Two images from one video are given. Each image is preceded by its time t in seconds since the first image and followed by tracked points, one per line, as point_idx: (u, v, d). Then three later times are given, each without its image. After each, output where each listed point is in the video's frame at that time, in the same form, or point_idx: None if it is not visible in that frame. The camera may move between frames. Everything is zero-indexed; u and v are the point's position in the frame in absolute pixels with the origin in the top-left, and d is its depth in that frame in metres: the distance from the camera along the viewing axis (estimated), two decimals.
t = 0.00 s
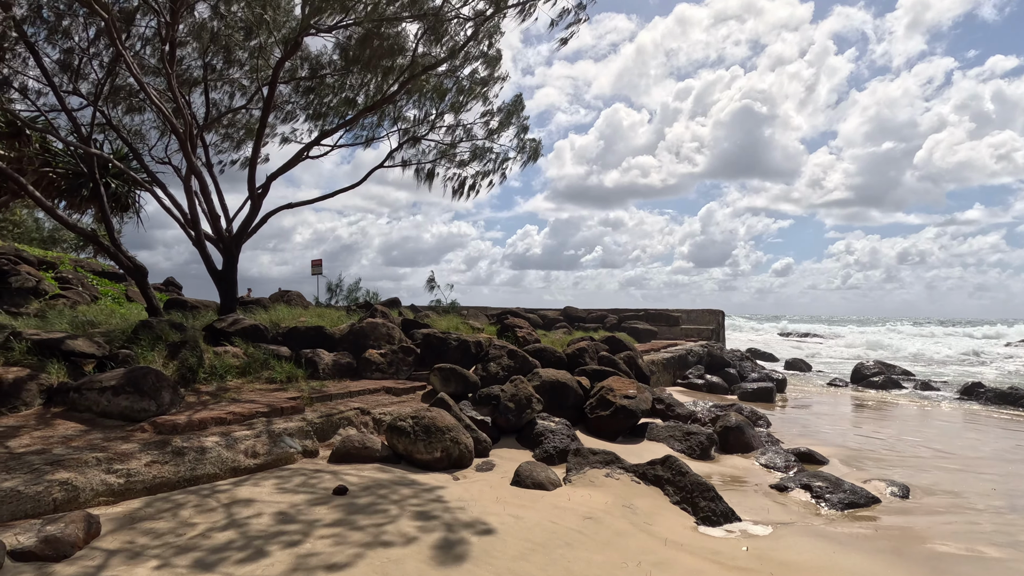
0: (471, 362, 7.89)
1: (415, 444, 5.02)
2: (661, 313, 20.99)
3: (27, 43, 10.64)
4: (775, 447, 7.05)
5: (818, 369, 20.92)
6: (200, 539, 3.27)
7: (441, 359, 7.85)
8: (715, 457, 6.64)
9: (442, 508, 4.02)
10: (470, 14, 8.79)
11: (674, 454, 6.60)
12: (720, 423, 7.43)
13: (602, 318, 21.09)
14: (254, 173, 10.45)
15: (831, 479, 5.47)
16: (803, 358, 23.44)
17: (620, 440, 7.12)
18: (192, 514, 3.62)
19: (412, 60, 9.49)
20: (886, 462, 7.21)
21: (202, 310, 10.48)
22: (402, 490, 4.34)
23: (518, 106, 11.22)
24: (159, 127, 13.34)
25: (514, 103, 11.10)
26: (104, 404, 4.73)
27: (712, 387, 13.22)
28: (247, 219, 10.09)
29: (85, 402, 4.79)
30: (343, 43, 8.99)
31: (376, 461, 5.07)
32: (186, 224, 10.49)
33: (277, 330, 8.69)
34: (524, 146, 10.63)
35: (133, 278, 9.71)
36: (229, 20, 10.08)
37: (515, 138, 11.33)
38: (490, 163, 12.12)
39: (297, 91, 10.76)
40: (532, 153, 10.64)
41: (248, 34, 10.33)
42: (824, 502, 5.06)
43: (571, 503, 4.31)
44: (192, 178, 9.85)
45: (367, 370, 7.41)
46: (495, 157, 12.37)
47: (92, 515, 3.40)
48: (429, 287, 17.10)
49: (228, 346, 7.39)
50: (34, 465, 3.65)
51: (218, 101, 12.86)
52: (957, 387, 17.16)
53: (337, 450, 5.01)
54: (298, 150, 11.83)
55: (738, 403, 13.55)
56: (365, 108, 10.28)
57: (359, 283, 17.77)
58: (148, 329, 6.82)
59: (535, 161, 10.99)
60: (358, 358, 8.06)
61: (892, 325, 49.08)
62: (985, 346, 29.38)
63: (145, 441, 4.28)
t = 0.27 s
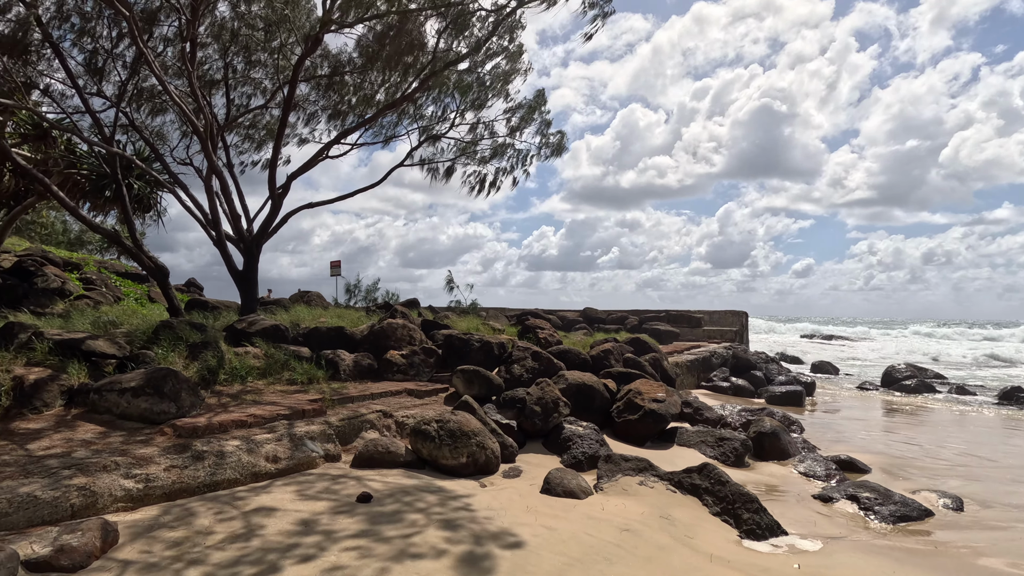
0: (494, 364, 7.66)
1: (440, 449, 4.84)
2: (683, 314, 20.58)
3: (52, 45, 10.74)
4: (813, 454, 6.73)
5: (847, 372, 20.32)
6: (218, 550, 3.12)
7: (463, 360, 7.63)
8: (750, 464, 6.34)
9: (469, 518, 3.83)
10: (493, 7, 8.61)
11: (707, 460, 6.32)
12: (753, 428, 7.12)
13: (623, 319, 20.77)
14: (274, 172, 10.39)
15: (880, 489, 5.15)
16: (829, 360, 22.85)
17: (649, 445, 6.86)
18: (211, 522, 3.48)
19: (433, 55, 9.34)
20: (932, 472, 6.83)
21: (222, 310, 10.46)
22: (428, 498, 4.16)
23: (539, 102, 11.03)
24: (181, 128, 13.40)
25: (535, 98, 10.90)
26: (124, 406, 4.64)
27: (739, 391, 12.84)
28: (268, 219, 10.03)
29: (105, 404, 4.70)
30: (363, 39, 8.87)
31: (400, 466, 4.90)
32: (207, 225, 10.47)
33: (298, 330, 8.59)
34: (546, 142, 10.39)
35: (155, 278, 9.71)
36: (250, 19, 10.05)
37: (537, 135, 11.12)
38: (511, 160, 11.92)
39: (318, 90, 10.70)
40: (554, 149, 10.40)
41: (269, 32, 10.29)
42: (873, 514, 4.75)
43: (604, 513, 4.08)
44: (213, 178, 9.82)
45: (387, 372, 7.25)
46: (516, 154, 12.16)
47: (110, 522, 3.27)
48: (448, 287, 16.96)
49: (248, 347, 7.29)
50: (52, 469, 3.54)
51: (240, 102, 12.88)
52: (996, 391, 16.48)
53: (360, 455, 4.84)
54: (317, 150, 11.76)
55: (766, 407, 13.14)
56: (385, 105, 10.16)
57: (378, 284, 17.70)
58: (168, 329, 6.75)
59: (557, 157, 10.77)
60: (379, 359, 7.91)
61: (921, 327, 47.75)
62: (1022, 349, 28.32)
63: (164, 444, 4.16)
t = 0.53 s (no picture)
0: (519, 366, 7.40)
1: (469, 455, 4.62)
2: (707, 314, 20.14)
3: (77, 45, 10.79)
4: (857, 462, 6.37)
5: (878, 374, 19.68)
6: (239, 566, 2.94)
7: (488, 362, 7.40)
8: (791, 473, 6.01)
9: (501, 531, 3.60)
10: None
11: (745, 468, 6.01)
12: (792, 434, 6.78)
13: (644, 319, 20.39)
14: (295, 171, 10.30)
15: (938, 502, 4.80)
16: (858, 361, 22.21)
17: (683, 452, 6.56)
18: (232, 533, 3.30)
19: (455, 49, 9.15)
20: (987, 482, 6.42)
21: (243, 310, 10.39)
22: (457, 508, 3.95)
23: (562, 95, 10.78)
24: (202, 129, 13.42)
25: (559, 92, 10.65)
26: (144, 408, 4.50)
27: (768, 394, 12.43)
28: (288, 219, 9.93)
29: (125, 406, 4.57)
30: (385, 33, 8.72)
31: (427, 473, 4.69)
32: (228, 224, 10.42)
33: (319, 330, 8.45)
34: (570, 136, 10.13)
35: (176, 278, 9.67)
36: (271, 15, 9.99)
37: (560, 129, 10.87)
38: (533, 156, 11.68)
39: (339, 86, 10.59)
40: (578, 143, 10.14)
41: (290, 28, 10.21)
42: (934, 530, 4.41)
43: (645, 526, 3.82)
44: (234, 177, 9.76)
45: (410, 373, 7.07)
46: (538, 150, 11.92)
47: (128, 533, 3.11)
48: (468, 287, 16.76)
49: (269, 347, 7.16)
50: (69, 475, 3.39)
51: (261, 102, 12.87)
52: None
53: (385, 461, 4.65)
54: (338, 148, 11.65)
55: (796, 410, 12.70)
56: (406, 101, 10.00)
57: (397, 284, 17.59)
58: (189, 329, 6.65)
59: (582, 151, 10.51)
60: (401, 360, 7.73)
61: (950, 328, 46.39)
62: None
63: (184, 449, 4.00)
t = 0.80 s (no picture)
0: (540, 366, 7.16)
1: (491, 460, 4.40)
2: (728, 312, 19.69)
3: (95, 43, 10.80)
4: (898, 469, 6.03)
5: (907, 375, 19.06)
6: None
7: (508, 362, 7.16)
8: (828, 480, 5.70)
9: (527, 543, 3.37)
10: None
11: (780, 475, 5.71)
12: (828, 438, 6.45)
13: (664, 318, 20.01)
14: (311, 167, 10.18)
15: (994, 515, 4.45)
16: (885, 362, 21.57)
17: (712, 456, 6.27)
18: (244, 542, 3.12)
19: (474, 39, 8.94)
20: None
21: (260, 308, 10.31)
22: (480, 518, 3.73)
23: (582, 88, 10.51)
24: (219, 127, 13.39)
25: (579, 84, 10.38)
26: (156, 410, 4.35)
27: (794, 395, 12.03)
28: (305, 215, 9.79)
29: (137, 406, 4.43)
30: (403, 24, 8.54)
31: (447, 479, 4.47)
32: (245, 221, 10.33)
33: (335, 329, 8.30)
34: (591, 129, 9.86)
35: (192, 276, 9.60)
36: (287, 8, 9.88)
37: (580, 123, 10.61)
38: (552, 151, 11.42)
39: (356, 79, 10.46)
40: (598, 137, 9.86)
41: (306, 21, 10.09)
42: (994, 547, 4.07)
43: (682, 540, 3.56)
44: (250, 173, 9.66)
45: (428, 373, 6.87)
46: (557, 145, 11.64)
47: (135, 544, 2.94)
48: (484, 284, 16.55)
49: (285, 346, 7.01)
50: (75, 481, 3.23)
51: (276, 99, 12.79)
52: None
53: (404, 466, 4.45)
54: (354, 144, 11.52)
55: (824, 412, 12.26)
56: (423, 94, 9.82)
57: (413, 282, 17.44)
58: (204, 328, 6.52)
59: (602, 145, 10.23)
60: (419, 360, 7.54)
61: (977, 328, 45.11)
62: None
63: (196, 453, 3.83)
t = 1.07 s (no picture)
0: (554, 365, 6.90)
1: (506, 466, 4.16)
2: (743, 310, 19.30)
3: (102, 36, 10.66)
4: (935, 475, 5.70)
5: (928, 375, 18.57)
6: None
7: (521, 360, 6.91)
8: (861, 487, 5.39)
9: (547, 556, 3.12)
10: None
11: (809, 481, 5.41)
12: (858, 442, 6.13)
13: (677, 315, 19.66)
14: (320, 160, 9.98)
15: None
16: (905, 361, 21.06)
17: (736, 460, 5.98)
18: (244, 554, 2.90)
19: (487, 27, 8.70)
20: None
21: (268, 305, 10.15)
22: (495, 527, 3.48)
23: (596, 80, 10.23)
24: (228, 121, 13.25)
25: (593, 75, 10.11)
26: (154, 410, 4.15)
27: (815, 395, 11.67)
28: (313, 209, 9.60)
29: (136, 407, 4.24)
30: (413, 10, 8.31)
31: (459, 485, 4.23)
32: (253, 216, 10.16)
33: (343, 326, 8.10)
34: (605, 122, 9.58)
35: (200, 271, 9.45)
36: None
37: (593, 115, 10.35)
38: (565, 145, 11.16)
39: (365, 70, 10.26)
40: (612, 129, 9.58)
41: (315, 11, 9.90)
42: None
43: (715, 556, 3.29)
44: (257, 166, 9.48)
45: (439, 372, 6.64)
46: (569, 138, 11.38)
47: (125, 557, 2.72)
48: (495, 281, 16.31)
49: (292, 344, 6.81)
50: (64, 488, 3.03)
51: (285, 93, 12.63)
52: None
53: (414, 470, 4.22)
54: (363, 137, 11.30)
55: (846, 412, 11.90)
56: (433, 85, 9.60)
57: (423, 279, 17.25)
58: (209, 325, 6.34)
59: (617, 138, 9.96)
60: (429, 358, 7.32)
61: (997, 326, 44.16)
62: None
63: (195, 457, 3.62)
